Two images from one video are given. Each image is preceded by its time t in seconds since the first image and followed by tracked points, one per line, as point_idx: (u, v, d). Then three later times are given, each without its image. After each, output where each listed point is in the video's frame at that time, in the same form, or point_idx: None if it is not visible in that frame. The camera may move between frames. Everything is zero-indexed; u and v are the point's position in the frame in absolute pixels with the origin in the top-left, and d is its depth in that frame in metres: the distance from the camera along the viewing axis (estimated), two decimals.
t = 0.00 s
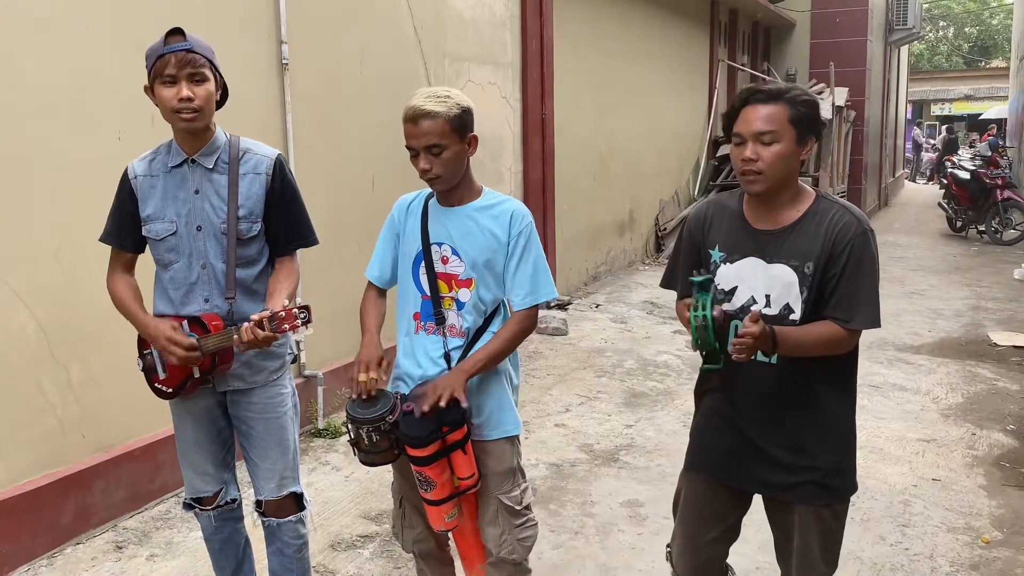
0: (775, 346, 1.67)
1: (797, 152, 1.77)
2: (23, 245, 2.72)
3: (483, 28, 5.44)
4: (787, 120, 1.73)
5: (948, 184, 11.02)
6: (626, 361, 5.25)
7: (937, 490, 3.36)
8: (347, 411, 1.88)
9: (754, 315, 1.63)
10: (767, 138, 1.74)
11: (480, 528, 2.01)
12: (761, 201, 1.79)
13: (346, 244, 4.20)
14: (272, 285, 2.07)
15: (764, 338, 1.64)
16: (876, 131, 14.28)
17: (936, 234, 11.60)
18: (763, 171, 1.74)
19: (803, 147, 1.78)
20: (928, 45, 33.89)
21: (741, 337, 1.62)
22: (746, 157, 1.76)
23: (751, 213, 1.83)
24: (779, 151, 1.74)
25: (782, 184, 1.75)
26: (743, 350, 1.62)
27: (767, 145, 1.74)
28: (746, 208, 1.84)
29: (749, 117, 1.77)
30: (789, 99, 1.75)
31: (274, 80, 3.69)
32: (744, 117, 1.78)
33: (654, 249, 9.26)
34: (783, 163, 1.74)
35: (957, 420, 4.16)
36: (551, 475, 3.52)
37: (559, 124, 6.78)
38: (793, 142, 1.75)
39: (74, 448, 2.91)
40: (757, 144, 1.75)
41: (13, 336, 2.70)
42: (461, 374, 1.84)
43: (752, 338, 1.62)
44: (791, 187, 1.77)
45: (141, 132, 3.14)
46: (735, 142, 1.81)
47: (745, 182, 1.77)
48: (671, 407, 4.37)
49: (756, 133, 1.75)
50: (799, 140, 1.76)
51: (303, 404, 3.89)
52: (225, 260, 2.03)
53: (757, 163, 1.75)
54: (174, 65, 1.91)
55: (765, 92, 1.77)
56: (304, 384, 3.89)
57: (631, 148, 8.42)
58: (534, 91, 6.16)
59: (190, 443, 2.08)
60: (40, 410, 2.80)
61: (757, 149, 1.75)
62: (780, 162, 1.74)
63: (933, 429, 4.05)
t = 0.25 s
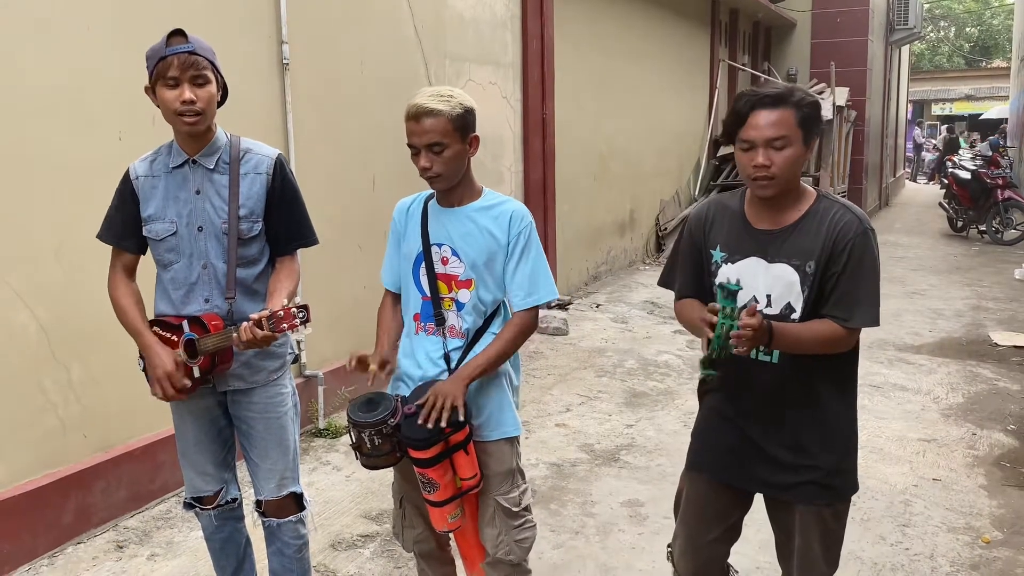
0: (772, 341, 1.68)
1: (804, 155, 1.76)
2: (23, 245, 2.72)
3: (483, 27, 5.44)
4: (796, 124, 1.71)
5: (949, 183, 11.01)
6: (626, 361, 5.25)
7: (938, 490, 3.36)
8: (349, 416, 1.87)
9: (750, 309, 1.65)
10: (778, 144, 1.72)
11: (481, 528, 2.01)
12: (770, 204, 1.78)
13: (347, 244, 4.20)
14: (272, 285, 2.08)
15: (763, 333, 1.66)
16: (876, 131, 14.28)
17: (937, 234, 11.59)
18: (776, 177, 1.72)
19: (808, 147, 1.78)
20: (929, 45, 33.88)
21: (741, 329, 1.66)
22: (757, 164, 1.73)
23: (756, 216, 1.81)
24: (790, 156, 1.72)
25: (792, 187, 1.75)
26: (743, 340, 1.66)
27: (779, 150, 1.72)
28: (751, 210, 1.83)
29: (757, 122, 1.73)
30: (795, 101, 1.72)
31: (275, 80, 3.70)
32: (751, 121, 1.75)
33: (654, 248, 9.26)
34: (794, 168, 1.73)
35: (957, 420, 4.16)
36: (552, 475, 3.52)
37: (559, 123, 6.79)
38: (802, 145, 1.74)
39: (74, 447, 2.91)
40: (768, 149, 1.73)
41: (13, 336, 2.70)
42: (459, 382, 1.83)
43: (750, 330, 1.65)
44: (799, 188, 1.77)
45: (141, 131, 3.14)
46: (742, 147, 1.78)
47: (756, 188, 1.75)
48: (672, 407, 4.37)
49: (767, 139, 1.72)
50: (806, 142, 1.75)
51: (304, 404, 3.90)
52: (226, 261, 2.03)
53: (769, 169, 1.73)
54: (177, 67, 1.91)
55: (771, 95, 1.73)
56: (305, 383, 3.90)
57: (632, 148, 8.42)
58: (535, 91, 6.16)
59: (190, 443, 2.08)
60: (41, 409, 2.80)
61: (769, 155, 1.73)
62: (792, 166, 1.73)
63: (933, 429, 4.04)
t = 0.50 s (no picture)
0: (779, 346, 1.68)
1: (807, 157, 1.76)
2: (25, 245, 2.73)
3: (485, 27, 5.44)
4: (802, 127, 1.71)
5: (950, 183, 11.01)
6: (627, 361, 5.25)
7: (939, 490, 3.36)
8: (348, 412, 1.88)
9: (759, 310, 1.66)
10: (784, 148, 1.71)
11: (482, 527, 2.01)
12: (774, 207, 1.77)
13: (348, 244, 4.21)
14: (273, 284, 2.08)
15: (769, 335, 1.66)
16: (878, 131, 14.28)
17: (938, 234, 11.59)
18: (783, 180, 1.71)
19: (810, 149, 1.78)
20: (930, 45, 33.88)
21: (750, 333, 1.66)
22: (763, 168, 1.72)
23: (759, 218, 1.81)
24: (795, 159, 1.72)
25: (796, 189, 1.74)
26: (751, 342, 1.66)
27: (785, 154, 1.71)
28: (753, 213, 1.82)
29: (763, 125, 1.72)
30: (799, 104, 1.72)
31: (276, 80, 3.70)
32: (756, 125, 1.73)
33: (655, 248, 9.26)
34: (799, 171, 1.73)
35: (958, 421, 4.16)
36: (552, 475, 3.53)
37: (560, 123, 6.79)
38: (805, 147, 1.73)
39: (76, 447, 2.91)
40: (774, 153, 1.72)
41: (15, 336, 2.70)
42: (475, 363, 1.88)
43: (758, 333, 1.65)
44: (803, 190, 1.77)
45: (143, 131, 3.14)
46: (746, 150, 1.76)
47: (762, 193, 1.74)
48: (673, 407, 4.37)
49: (773, 143, 1.71)
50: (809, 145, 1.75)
51: (305, 403, 3.90)
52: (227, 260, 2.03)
53: (776, 173, 1.72)
54: (180, 69, 1.91)
55: (773, 99, 1.73)
56: (306, 383, 3.90)
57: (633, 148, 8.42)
58: (536, 91, 6.16)
59: (192, 442, 2.09)
60: (42, 409, 2.80)
61: (776, 158, 1.72)
62: (797, 170, 1.72)
63: (935, 429, 4.05)
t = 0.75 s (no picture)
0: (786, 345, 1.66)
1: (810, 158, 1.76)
2: (27, 244, 2.73)
3: (486, 26, 5.44)
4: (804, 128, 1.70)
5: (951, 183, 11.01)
6: (628, 361, 5.25)
7: (940, 490, 3.35)
8: (352, 412, 1.88)
9: (766, 309, 1.63)
10: (788, 148, 1.70)
11: (484, 527, 2.01)
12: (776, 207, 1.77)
13: (349, 243, 4.21)
14: (274, 283, 2.08)
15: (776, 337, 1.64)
16: (879, 131, 14.27)
17: (939, 234, 11.58)
18: (786, 181, 1.70)
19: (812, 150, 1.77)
20: (931, 45, 33.88)
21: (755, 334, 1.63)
22: (768, 168, 1.71)
23: (762, 219, 1.80)
24: (799, 159, 1.72)
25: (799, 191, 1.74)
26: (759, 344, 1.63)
27: (789, 154, 1.71)
28: (756, 213, 1.81)
29: (765, 126, 1.71)
30: (801, 104, 1.72)
31: (277, 79, 3.70)
32: (759, 126, 1.72)
33: (656, 248, 9.26)
34: (803, 172, 1.72)
35: (960, 421, 4.15)
36: (554, 475, 3.52)
37: (562, 123, 6.79)
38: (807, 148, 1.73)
39: (78, 446, 2.91)
40: (778, 153, 1.71)
41: (17, 335, 2.70)
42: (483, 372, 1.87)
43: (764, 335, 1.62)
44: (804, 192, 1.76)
45: (144, 130, 3.14)
46: (749, 151, 1.75)
47: (766, 193, 1.73)
48: (674, 407, 4.37)
49: (777, 143, 1.70)
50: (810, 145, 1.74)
51: (306, 403, 3.90)
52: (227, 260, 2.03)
53: (779, 173, 1.71)
54: (181, 69, 1.91)
55: (777, 98, 1.72)
56: (307, 383, 3.90)
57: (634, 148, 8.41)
58: (537, 90, 6.16)
59: (193, 441, 2.09)
60: (44, 408, 2.80)
61: (779, 159, 1.71)
62: (801, 170, 1.72)
63: (936, 429, 4.04)
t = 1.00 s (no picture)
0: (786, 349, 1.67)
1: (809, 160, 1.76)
2: (28, 243, 2.73)
3: (487, 26, 5.44)
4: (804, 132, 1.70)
5: (952, 183, 11.00)
6: (629, 360, 5.24)
7: (941, 490, 3.35)
8: (353, 408, 1.88)
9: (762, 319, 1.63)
10: (787, 153, 1.70)
11: (484, 526, 2.01)
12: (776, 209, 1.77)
13: (350, 243, 4.21)
14: (274, 283, 2.08)
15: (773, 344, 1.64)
16: (880, 130, 14.26)
17: (940, 233, 11.57)
18: (787, 185, 1.70)
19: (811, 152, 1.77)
20: (932, 45, 33.85)
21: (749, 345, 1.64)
22: (768, 173, 1.71)
23: (761, 221, 1.80)
24: (798, 163, 1.72)
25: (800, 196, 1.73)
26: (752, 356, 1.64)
27: (789, 159, 1.70)
28: (755, 215, 1.81)
29: (765, 130, 1.71)
30: (801, 107, 1.71)
31: (278, 79, 3.70)
32: (759, 130, 1.72)
33: (657, 248, 9.26)
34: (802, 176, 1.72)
35: (961, 421, 4.15)
36: (554, 475, 3.52)
37: (562, 123, 6.79)
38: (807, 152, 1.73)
39: (78, 446, 2.91)
40: (779, 158, 1.70)
41: (18, 334, 2.70)
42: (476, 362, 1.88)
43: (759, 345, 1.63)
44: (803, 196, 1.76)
45: (145, 129, 3.15)
46: (749, 155, 1.75)
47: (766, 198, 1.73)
48: (675, 407, 4.37)
49: (776, 149, 1.70)
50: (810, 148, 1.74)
51: (307, 402, 3.90)
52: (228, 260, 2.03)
53: (779, 178, 1.71)
54: (181, 70, 1.91)
55: (777, 102, 1.72)
56: (308, 382, 3.90)
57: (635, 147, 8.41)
58: (538, 90, 6.15)
59: (192, 441, 2.09)
60: (44, 408, 2.80)
61: (779, 164, 1.70)
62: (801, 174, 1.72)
63: (937, 429, 4.04)
